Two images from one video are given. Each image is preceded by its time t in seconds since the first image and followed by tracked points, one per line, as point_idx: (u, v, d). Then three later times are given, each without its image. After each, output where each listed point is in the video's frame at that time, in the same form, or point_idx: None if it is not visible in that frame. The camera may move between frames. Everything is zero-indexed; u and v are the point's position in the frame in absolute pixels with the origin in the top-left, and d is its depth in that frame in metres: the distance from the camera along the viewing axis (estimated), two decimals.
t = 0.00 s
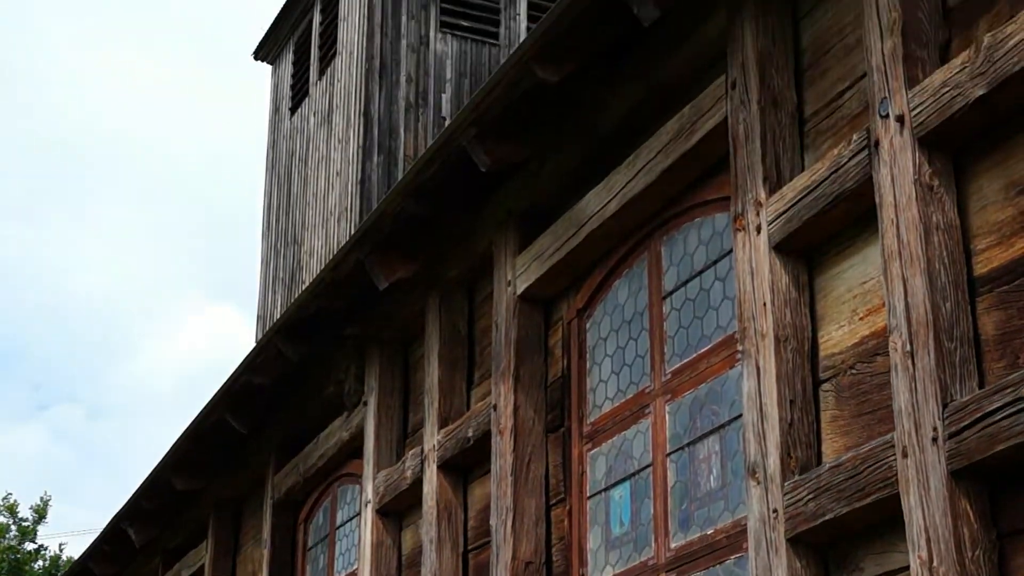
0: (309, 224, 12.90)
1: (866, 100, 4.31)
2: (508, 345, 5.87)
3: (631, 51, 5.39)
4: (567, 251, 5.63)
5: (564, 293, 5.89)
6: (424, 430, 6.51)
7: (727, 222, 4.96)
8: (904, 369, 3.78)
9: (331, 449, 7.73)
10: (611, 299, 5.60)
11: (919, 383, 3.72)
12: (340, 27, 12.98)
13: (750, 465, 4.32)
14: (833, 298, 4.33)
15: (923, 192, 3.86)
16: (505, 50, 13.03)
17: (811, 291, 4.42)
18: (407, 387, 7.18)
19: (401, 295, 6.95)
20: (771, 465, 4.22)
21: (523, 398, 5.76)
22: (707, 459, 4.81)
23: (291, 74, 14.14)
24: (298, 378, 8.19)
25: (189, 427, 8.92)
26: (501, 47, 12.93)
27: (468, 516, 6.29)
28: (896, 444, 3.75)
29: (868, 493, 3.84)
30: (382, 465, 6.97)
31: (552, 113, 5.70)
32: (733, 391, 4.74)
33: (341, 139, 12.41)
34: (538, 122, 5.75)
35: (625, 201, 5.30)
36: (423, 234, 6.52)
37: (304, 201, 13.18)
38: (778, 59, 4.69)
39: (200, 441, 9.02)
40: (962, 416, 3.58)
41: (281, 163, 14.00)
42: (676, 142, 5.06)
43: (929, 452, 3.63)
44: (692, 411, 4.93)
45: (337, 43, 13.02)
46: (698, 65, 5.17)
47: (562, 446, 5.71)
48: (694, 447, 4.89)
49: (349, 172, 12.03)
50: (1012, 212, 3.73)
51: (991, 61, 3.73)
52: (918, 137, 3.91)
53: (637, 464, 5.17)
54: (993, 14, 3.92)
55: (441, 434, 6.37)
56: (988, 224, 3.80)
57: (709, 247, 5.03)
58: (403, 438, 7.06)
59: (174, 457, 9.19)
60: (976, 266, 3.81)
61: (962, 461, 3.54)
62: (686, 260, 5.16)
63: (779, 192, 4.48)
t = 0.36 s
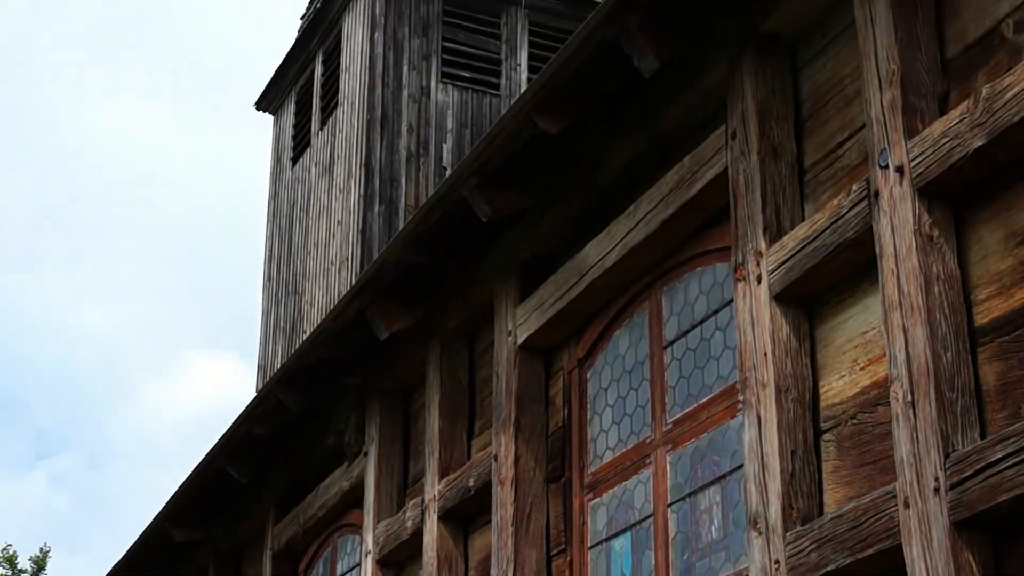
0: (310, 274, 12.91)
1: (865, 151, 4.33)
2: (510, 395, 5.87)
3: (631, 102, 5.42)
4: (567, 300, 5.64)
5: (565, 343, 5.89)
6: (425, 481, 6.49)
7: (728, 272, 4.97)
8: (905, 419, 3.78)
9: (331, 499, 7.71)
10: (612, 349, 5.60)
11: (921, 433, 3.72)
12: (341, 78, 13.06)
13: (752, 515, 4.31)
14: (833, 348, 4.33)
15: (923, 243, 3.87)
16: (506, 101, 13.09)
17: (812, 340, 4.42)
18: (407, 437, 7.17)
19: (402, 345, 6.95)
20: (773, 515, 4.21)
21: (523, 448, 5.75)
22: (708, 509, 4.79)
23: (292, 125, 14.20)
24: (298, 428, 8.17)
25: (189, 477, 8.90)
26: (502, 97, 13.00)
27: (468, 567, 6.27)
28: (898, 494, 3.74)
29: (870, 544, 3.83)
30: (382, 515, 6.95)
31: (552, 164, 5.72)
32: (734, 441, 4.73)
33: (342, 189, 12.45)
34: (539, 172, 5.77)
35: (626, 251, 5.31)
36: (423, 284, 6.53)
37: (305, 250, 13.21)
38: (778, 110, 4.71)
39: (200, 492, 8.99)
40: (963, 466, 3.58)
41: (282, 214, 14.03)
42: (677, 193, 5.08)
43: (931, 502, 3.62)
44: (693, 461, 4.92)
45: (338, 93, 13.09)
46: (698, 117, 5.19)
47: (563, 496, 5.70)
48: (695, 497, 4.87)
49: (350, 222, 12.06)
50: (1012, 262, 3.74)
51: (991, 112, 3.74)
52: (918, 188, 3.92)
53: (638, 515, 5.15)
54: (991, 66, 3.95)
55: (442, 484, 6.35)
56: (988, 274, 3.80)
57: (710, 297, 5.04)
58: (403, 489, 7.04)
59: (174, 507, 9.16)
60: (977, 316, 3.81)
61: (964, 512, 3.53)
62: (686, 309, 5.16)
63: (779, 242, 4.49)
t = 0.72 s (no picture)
0: (312, 321, 12.93)
1: (864, 199, 4.36)
2: (511, 443, 5.87)
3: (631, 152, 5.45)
4: (568, 348, 5.65)
5: (566, 391, 5.90)
6: (426, 528, 6.49)
7: (728, 319, 4.98)
8: (905, 467, 3.79)
9: (332, 547, 7.70)
10: (612, 397, 5.61)
11: (921, 482, 3.73)
12: (343, 126, 13.13)
13: (752, 562, 4.31)
14: (834, 395, 4.35)
15: (922, 291, 3.89)
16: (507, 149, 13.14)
17: (812, 388, 4.43)
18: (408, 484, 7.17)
19: (402, 393, 6.96)
20: (774, 563, 4.21)
21: (524, 496, 5.76)
22: (709, 557, 4.79)
23: (294, 173, 14.26)
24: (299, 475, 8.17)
25: (189, 525, 8.88)
26: (503, 145, 13.06)
27: None
28: (899, 543, 3.75)
29: None
30: (383, 563, 6.95)
31: (553, 212, 5.75)
32: (735, 489, 4.73)
33: (343, 237, 12.49)
34: (540, 220, 5.80)
35: (626, 299, 5.33)
36: (424, 332, 6.55)
37: (306, 298, 13.23)
38: (777, 159, 4.74)
39: (200, 539, 8.97)
40: (964, 514, 3.59)
41: (284, 260, 14.05)
42: (677, 240, 5.10)
43: (931, 550, 3.63)
44: (694, 509, 4.93)
45: (340, 141, 13.16)
46: (698, 166, 5.23)
47: (564, 544, 5.69)
48: (696, 544, 4.87)
49: (352, 269, 12.08)
50: (1011, 310, 3.76)
51: (989, 161, 3.77)
52: (917, 237, 3.95)
53: (639, 563, 5.15)
54: (988, 115, 3.98)
55: (443, 531, 6.35)
56: (988, 322, 3.82)
57: (710, 344, 5.05)
58: (403, 537, 7.04)
59: (174, 555, 9.14)
60: (977, 364, 3.82)
61: (965, 560, 3.54)
62: (687, 357, 5.18)
63: (779, 290, 4.51)
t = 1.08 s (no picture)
0: (312, 366, 12.93)
1: (863, 245, 4.37)
2: (512, 489, 5.86)
3: (631, 198, 5.47)
4: (568, 394, 5.65)
5: (566, 437, 5.89)
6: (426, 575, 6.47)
7: (728, 365, 4.98)
8: (907, 514, 3.79)
9: None
10: (612, 443, 5.61)
11: (924, 529, 3.72)
12: (345, 172, 13.17)
13: None
14: (835, 441, 4.34)
15: (922, 337, 3.90)
16: (507, 195, 13.15)
17: (813, 434, 4.43)
18: (409, 530, 7.14)
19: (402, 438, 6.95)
20: None
21: (525, 542, 5.74)
22: None
23: (295, 219, 14.28)
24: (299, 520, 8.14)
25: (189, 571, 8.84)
26: (504, 191, 13.07)
27: None
28: None
29: None
30: None
31: (553, 258, 5.76)
32: (735, 536, 4.72)
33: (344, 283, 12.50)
34: (540, 266, 5.81)
35: (627, 345, 5.33)
36: (425, 378, 6.55)
37: (307, 343, 13.24)
38: (776, 205, 4.75)
39: None
40: (966, 561, 3.58)
41: (285, 306, 14.05)
42: (677, 286, 5.11)
43: None
44: (695, 555, 4.91)
45: (341, 187, 13.20)
46: (698, 211, 5.23)
47: None
48: None
49: (352, 315, 12.09)
50: (1012, 356, 3.76)
51: (988, 208, 3.79)
52: (917, 283, 3.95)
53: None
54: (987, 162, 4.00)
55: None
56: (988, 367, 3.82)
57: (710, 391, 5.05)
58: None
59: None
60: (977, 411, 3.82)
61: None
62: (688, 403, 5.17)
63: (779, 336, 4.52)
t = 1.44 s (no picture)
0: (312, 411, 12.91)
1: (863, 291, 4.37)
2: (512, 535, 5.84)
3: (631, 243, 5.47)
4: (569, 439, 5.64)
5: (566, 482, 5.88)
6: None
7: (729, 410, 4.97)
8: (909, 560, 3.78)
9: None
10: (613, 489, 5.59)
11: (926, 575, 3.72)
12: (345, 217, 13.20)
13: None
14: (835, 487, 4.33)
15: (922, 383, 3.89)
16: (508, 240, 13.16)
17: (814, 480, 4.41)
18: None
19: (402, 484, 6.93)
20: None
21: None
22: None
23: (295, 264, 14.29)
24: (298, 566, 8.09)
25: None
26: (504, 236, 13.08)
27: None
28: None
29: None
30: None
31: (553, 303, 5.76)
32: None
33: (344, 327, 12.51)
34: (540, 311, 5.81)
35: (627, 390, 5.32)
36: (425, 423, 6.53)
37: (307, 388, 13.22)
38: (776, 250, 4.76)
39: None
40: None
41: (285, 351, 14.04)
42: (677, 332, 5.11)
43: None
44: None
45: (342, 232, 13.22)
46: (698, 256, 5.24)
47: None
48: None
49: (352, 359, 12.09)
50: (1012, 402, 3.76)
51: (987, 254, 3.79)
52: (917, 329, 3.95)
53: None
54: (986, 207, 4.01)
55: None
56: (989, 414, 3.82)
57: (711, 436, 5.04)
58: None
59: None
60: (978, 456, 3.81)
61: None
62: (688, 448, 5.16)
63: (779, 382, 4.51)
